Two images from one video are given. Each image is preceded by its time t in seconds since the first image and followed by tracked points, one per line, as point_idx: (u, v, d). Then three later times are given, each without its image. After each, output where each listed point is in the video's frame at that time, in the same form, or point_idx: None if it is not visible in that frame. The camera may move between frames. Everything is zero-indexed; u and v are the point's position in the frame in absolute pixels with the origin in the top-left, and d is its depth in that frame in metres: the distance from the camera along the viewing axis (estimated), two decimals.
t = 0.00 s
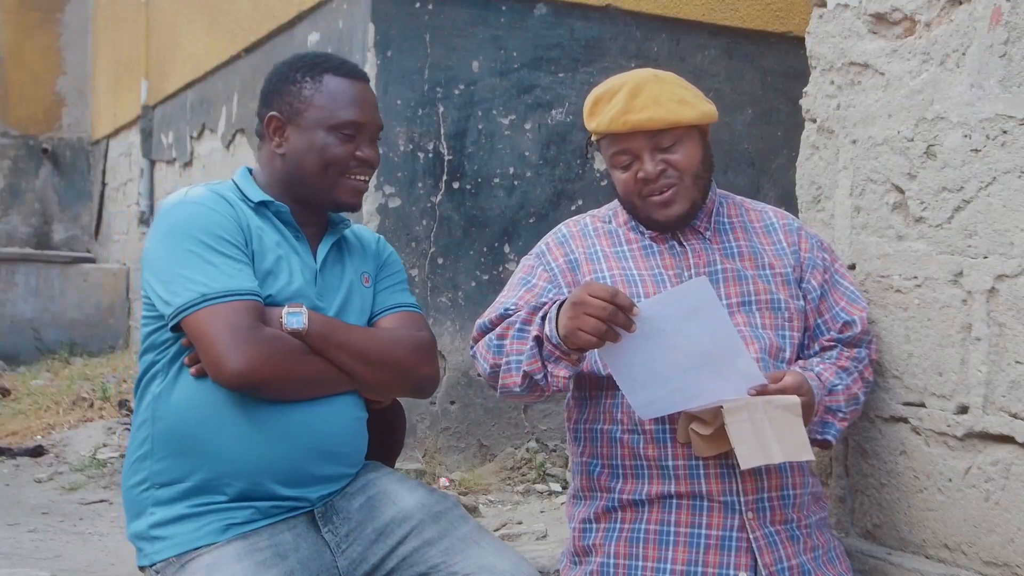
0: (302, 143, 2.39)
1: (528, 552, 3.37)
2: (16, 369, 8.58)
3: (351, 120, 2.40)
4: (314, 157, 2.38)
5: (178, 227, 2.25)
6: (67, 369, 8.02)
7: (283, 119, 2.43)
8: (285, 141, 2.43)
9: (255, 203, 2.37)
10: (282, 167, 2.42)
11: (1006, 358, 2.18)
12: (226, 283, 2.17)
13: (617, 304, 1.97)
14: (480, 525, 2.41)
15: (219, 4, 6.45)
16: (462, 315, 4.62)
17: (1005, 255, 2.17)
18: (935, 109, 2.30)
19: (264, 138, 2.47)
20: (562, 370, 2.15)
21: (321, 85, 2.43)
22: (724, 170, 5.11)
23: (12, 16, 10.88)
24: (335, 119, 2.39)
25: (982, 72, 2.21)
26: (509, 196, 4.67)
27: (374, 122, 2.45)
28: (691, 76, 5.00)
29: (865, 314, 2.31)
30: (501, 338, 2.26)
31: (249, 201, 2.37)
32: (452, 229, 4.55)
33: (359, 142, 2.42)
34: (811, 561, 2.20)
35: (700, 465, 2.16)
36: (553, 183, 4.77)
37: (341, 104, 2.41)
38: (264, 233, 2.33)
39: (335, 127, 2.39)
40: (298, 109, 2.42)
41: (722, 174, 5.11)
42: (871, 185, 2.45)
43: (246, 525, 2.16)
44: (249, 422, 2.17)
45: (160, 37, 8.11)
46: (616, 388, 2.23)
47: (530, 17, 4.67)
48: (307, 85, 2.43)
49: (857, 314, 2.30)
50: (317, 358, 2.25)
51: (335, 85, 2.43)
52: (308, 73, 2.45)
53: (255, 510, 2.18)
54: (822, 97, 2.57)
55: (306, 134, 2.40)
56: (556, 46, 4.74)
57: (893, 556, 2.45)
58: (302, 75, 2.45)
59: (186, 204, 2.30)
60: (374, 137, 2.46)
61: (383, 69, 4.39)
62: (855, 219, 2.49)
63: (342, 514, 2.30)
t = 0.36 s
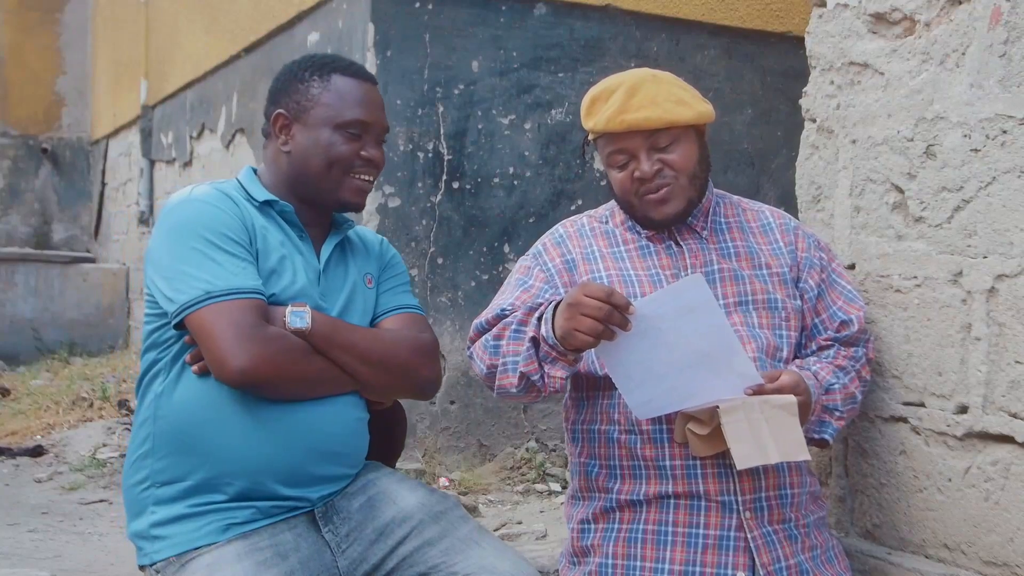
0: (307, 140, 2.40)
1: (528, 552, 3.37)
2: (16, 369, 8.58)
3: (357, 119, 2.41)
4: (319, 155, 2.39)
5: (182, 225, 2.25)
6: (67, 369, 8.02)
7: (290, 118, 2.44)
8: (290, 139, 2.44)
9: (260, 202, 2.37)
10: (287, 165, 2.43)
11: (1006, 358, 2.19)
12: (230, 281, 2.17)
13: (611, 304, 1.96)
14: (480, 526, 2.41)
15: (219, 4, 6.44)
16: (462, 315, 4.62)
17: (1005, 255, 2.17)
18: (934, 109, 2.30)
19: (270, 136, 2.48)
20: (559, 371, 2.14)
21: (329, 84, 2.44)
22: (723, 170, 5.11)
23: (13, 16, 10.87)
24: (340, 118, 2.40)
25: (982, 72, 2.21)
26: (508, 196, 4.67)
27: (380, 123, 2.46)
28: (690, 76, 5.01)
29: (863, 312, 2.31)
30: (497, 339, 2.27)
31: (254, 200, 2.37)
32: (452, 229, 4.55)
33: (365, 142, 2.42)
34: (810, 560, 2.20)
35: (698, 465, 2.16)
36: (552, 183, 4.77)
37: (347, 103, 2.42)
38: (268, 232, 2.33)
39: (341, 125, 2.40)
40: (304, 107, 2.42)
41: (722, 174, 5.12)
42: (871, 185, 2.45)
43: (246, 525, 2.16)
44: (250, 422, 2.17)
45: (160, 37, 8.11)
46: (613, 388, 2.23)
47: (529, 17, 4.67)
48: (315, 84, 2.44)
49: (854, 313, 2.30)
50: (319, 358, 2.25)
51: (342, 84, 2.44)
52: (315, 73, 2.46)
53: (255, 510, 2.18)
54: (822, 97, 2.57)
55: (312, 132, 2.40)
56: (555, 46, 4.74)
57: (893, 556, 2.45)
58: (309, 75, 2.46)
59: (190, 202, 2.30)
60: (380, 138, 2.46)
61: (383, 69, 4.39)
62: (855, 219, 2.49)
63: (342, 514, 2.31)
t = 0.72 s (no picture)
0: (311, 140, 2.40)
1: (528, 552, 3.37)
2: (16, 369, 8.57)
3: (361, 120, 2.41)
4: (322, 155, 2.39)
5: (185, 222, 2.25)
6: (67, 369, 8.01)
7: (294, 117, 2.44)
8: (294, 139, 2.44)
9: (263, 201, 2.37)
10: (290, 164, 2.43)
11: (1006, 358, 2.19)
12: (233, 279, 2.17)
13: (612, 305, 1.97)
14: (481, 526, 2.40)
15: (219, 4, 6.44)
16: (462, 315, 4.62)
17: (1005, 255, 2.17)
18: (934, 109, 2.30)
19: (274, 136, 2.48)
20: (560, 373, 2.14)
21: (333, 85, 2.44)
22: (723, 170, 5.11)
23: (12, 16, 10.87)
24: (343, 118, 2.41)
25: (982, 72, 2.21)
26: (508, 196, 4.67)
27: (383, 124, 2.46)
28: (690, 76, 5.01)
29: (862, 312, 2.31)
30: (498, 341, 2.27)
31: (257, 198, 2.37)
32: (451, 229, 4.55)
33: (368, 142, 2.43)
34: (810, 560, 2.20)
35: (698, 465, 2.16)
36: (552, 183, 4.77)
37: (352, 103, 2.42)
38: (271, 231, 2.33)
39: (345, 126, 2.40)
40: (308, 107, 2.43)
41: (722, 174, 5.12)
42: (871, 185, 2.45)
43: (247, 525, 2.15)
44: (251, 422, 2.17)
45: (160, 36, 8.11)
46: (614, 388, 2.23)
47: (530, 17, 4.67)
48: (319, 85, 2.45)
49: (853, 313, 2.30)
50: (322, 357, 2.25)
51: (346, 84, 2.45)
52: (319, 73, 2.46)
53: (255, 510, 2.17)
54: (822, 97, 2.57)
55: (316, 132, 2.41)
56: (555, 46, 4.74)
57: (893, 556, 2.45)
58: (314, 75, 2.47)
59: (193, 200, 2.30)
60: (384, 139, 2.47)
61: (383, 69, 4.39)
62: (855, 219, 2.49)
63: (343, 515, 2.30)
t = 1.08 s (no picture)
0: (313, 140, 2.40)
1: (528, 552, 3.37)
2: (16, 369, 8.57)
3: (362, 119, 2.42)
4: (324, 154, 2.39)
5: (184, 220, 2.25)
6: (67, 369, 8.02)
7: (296, 117, 2.44)
8: (296, 139, 2.43)
9: (263, 200, 2.37)
10: (291, 163, 2.43)
11: (1006, 358, 2.19)
12: (233, 277, 2.17)
13: (617, 310, 1.96)
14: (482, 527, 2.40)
15: (218, 4, 6.44)
16: (462, 315, 4.61)
17: (1005, 255, 2.17)
18: (934, 110, 2.30)
19: (275, 136, 2.47)
20: (569, 378, 2.14)
21: (336, 85, 2.44)
22: (724, 170, 5.11)
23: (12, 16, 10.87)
24: (347, 119, 2.41)
25: (982, 72, 2.21)
26: (508, 196, 4.67)
27: (384, 126, 2.47)
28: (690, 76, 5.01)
29: (862, 312, 2.31)
30: (501, 346, 2.26)
31: (257, 198, 2.37)
32: (451, 229, 4.55)
33: (370, 143, 2.43)
34: (810, 560, 2.20)
35: (699, 464, 2.16)
36: (552, 183, 4.77)
37: (353, 103, 2.42)
38: (272, 229, 2.33)
39: (347, 126, 2.41)
40: (310, 107, 2.43)
41: (722, 174, 5.12)
42: (871, 185, 2.45)
43: (247, 526, 2.16)
44: (252, 422, 2.17)
45: (160, 36, 8.11)
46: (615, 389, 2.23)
47: (530, 17, 4.67)
48: (321, 85, 2.45)
49: (853, 313, 2.31)
50: (323, 355, 2.25)
51: (348, 84, 2.45)
52: (320, 74, 2.47)
53: (256, 510, 2.17)
54: (822, 97, 2.57)
55: (318, 132, 2.40)
56: (555, 46, 4.74)
57: (893, 556, 2.45)
58: (315, 75, 2.47)
59: (193, 198, 2.30)
60: (385, 140, 2.48)
61: (383, 69, 4.39)
62: (855, 219, 2.49)
63: (343, 514, 2.31)
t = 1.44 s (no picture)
0: (310, 131, 2.40)
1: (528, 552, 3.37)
2: (16, 369, 8.57)
3: (359, 113, 2.42)
4: (322, 147, 2.39)
5: (179, 218, 2.25)
6: (67, 369, 8.01)
7: (292, 107, 2.44)
8: (291, 129, 2.43)
9: (255, 195, 2.37)
10: (288, 154, 2.42)
11: (1006, 358, 2.19)
12: (226, 273, 2.17)
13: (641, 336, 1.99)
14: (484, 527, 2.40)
15: (218, 4, 6.44)
16: (462, 315, 4.61)
17: (1005, 255, 2.17)
18: (934, 110, 2.30)
19: (271, 127, 2.47)
20: (583, 397, 2.14)
21: (333, 77, 2.44)
22: (723, 170, 5.11)
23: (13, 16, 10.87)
24: (343, 112, 2.41)
25: (982, 72, 2.21)
26: (508, 196, 4.67)
27: (380, 122, 2.47)
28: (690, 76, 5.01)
29: (862, 312, 2.31)
30: (509, 361, 2.24)
31: (249, 193, 2.37)
32: (451, 229, 4.55)
33: (366, 137, 2.43)
34: (811, 560, 2.20)
35: (699, 465, 2.16)
36: (552, 183, 4.77)
37: (351, 96, 2.43)
38: (266, 225, 2.33)
39: (344, 119, 2.41)
40: (307, 99, 2.42)
41: (722, 174, 5.12)
42: (871, 185, 2.45)
43: (253, 520, 2.16)
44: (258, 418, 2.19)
45: (160, 36, 8.11)
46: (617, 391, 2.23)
47: (530, 17, 4.67)
48: (318, 76, 2.45)
49: (854, 314, 2.31)
50: (323, 347, 2.25)
51: (345, 77, 2.45)
52: (317, 65, 2.46)
53: (262, 504, 2.18)
54: (822, 97, 2.57)
55: (315, 124, 2.40)
56: (555, 46, 4.74)
57: (893, 556, 2.45)
58: (312, 66, 2.47)
59: (186, 196, 2.30)
60: (382, 134, 2.48)
61: (383, 69, 4.39)
62: (855, 219, 2.49)
63: (347, 512, 2.31)
